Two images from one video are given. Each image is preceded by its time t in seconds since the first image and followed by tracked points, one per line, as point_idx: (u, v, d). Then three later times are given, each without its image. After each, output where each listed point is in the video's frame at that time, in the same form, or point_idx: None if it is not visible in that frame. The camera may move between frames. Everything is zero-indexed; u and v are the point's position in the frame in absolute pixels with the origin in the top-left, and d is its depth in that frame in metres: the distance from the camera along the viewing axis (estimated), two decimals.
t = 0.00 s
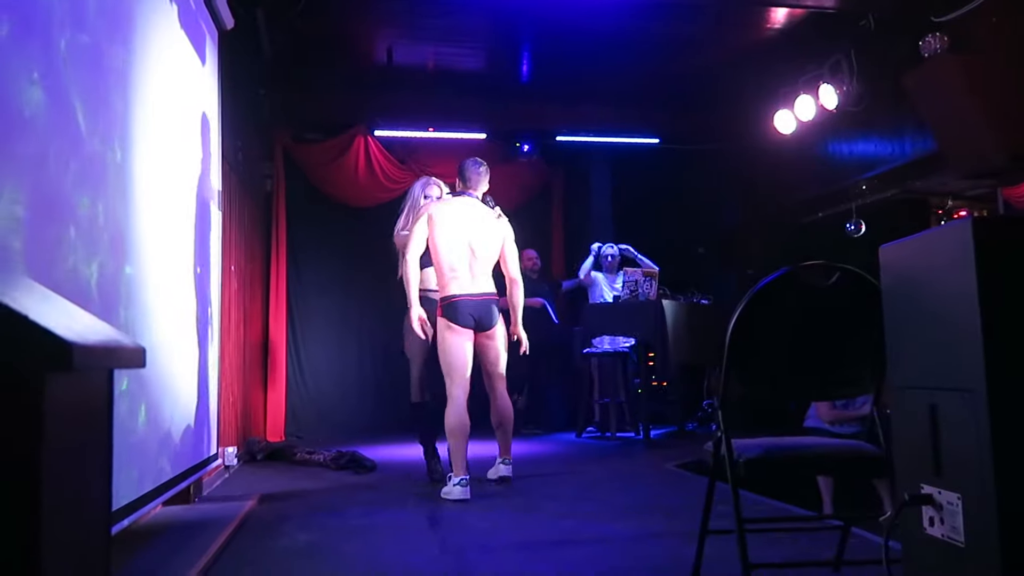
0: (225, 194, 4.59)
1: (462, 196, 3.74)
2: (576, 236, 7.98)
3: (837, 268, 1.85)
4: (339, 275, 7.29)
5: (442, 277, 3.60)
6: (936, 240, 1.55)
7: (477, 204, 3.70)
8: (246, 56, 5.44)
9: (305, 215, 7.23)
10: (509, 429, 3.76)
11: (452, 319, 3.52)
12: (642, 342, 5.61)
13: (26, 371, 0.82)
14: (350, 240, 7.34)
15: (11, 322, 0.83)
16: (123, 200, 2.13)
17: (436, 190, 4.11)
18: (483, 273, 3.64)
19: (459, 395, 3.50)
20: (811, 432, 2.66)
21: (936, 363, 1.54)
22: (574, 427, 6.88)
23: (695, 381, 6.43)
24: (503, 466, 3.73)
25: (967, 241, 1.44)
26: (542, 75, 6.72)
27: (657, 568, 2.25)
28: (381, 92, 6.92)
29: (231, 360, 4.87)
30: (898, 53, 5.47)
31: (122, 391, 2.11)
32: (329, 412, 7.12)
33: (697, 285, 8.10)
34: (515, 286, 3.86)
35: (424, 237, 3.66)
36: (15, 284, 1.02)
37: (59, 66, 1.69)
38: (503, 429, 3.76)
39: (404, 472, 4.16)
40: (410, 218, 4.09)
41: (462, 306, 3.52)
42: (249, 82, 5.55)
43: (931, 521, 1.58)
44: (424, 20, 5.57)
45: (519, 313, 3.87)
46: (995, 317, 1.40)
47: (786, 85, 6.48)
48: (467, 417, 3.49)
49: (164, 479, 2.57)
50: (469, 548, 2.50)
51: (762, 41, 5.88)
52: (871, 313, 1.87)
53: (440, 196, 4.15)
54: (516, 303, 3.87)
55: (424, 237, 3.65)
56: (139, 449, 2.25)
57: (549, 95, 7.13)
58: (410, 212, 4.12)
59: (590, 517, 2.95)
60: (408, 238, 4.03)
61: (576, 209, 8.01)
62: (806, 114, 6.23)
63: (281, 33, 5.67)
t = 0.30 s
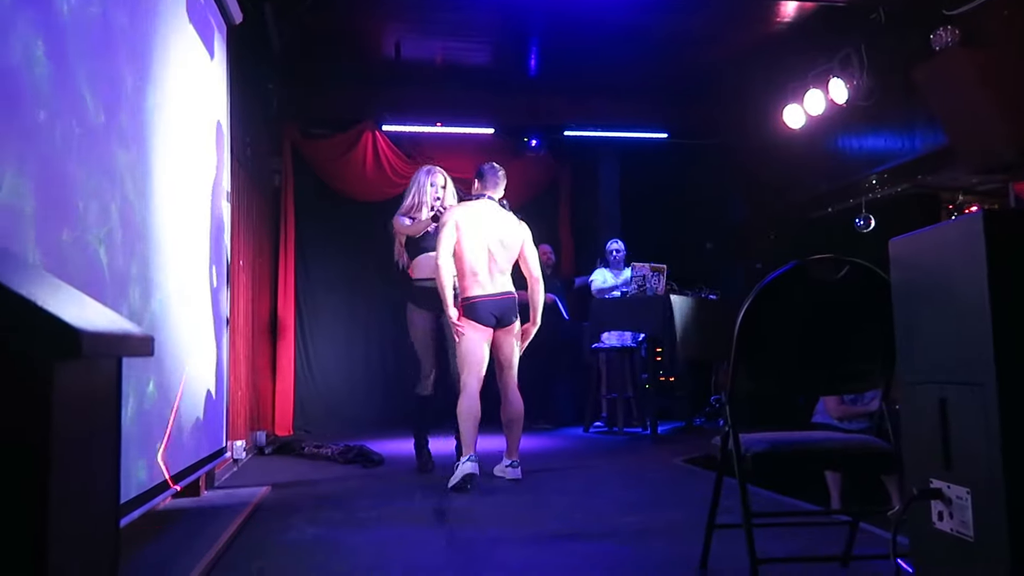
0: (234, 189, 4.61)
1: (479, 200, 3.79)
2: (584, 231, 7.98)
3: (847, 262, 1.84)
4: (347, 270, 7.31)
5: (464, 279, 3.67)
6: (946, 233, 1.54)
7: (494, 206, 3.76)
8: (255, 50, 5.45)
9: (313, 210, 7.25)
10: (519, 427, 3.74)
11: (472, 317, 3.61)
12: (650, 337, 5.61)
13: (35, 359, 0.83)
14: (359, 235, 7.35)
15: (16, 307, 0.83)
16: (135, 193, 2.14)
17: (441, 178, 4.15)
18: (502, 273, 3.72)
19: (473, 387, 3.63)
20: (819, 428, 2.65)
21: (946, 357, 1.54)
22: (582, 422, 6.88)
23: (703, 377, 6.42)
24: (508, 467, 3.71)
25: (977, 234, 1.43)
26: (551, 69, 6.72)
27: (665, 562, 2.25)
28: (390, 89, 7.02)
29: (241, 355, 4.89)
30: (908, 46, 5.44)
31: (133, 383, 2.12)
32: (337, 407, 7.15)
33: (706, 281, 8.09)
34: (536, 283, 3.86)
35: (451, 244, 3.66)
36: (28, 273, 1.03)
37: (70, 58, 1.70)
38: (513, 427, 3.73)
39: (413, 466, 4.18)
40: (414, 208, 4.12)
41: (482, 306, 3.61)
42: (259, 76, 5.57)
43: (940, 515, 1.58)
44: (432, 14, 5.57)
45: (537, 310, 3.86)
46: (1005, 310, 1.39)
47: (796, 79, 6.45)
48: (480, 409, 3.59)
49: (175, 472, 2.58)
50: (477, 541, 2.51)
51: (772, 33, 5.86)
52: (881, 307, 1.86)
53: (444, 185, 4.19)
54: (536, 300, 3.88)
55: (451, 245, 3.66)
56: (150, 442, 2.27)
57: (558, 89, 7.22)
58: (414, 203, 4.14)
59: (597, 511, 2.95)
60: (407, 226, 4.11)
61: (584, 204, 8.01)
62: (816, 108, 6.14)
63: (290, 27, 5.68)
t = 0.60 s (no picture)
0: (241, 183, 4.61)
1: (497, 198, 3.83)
2: (590, 226, 7.97)
3: (856, 256, 1.82)
4: (354, 266, 7.31)
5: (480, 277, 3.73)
6: (957, 227, 1.53)
7: (515, 207, 3.79)
8: (261, 45, 5.46)
9: (320, 206, 7.26)
10: (522, 424, 3.73)
11: (479, 316, 3.68)
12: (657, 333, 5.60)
13: (46, 346, 0.83)
14: (366, 230, 7.35)
15: (22, 291, 0.82)
16: (143, 188, 2.15)
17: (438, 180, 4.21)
18: (519, 274, 3.78)
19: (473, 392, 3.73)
20: (826, 424, 2.64)
21: (956, 352, 1.53)
22: (588, 417, 6.87)
23: (710, 373, 6.40)
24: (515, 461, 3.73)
25: (988, 227, 1.42)
26: (558, 64, 6.70)
27: (672, 557, 2.24)
28: (396, 83, 7.01)
29: (248, 349, 4.89)
30: (918, 41, 5.41)
31: (143, 377, 2.13)
32: (343, 401, 7.17)
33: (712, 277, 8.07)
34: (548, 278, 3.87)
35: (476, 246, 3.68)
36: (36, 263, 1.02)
37: (80, 53, 1.70)
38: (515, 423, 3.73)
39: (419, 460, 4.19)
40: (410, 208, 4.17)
41: (493, 304, 3.67)
42: (266, 71, 5.57)
43: (949, 510, 1.57)
44: (439, 9, 5.56)
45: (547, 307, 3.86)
46: (1016, 304, 1.38)
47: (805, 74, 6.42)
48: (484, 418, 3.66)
49: (183, 465, 2.59)
50: (484, 535, 2.51)
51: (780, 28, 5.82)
52: (890, 302, 1.84)
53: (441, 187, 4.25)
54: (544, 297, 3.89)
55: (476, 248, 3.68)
56: (159, 435, 2.27)
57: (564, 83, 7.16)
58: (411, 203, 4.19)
59: (604, 505, 2.95)
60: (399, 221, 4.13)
61: (591, 199, 8.00)
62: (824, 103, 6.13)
63: (296, 22, 5.68)
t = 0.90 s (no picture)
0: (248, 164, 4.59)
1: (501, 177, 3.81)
2: (598, 211, 7.94)
3: (868, 236, 1.80)
4: (361, 248, 7.32)
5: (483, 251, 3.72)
6: (972, 204, 1.51)
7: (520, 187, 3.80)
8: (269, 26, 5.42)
9: (327, 190, 7.24)
10: (529, 401, 3.75)
11: (484, 290, 3.66)
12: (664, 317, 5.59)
13: (58, 310, 0.82)
14: (373, 214, 7.35)
15: (24, 247, 0.81)
16: (153, 163, 2.14)
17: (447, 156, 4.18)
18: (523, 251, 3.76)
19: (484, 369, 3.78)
20: (834, 406, 2.64)
21: (971, 331, 1.52)
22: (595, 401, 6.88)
23: (717, 357, 6.40)
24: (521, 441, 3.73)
25: (1004, 204, 1.41)
26: (566, 46, 6.65)
27: (680, 537, 2.25)
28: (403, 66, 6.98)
29: (257, 331, 4.91)
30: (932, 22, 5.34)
31: (153, 350, 2.13)
32: (351, 385, 7.19)
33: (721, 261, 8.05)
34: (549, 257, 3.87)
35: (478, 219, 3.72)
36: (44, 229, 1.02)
37: (91, 23, 1.69)
38: (523, 402, 3.72)
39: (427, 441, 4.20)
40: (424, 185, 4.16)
41: (498, 278, 3.64)
42: (273, 53, 5.53)
43: (961, 490, 1.56)
44: None
45: (543, 284, 3.87)
46: None
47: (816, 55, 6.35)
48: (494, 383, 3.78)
49: (195, 444, 2.59)
50: (492, 516, 2.51)
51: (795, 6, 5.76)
52: (904, 283, 1.83)
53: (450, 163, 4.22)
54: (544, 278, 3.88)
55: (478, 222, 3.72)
56: (170, 409, 2.28)
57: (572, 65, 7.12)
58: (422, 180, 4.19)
59: (613, 487, 2.96)
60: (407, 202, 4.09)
61: (598, 183, 7.96)
62: (835, 86, 6.07)
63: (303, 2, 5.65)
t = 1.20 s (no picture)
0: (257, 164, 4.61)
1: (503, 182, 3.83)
2: (606, 210, 7.92)
3: (877, 238, 1.80)
4: (368, 245, 7.32)
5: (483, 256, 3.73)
6: (982, 207, 1.51)
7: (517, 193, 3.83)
8: (277, 26, 5.42)
9: (335, 189, 7.26)
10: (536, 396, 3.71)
11: (488, 295, 3.67)
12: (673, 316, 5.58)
13: (73, 319, 0.82)
14: (381, 213, 7.36)
15: (23, 252, 0.82)
16: (163, 164, 2.15)
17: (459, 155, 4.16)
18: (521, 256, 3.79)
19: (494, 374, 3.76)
20: (843, 408, 2.63)
21: (982, 333, 1.51)
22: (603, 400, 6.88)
23: (726, 356, 6.38)
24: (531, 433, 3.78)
25: (1013, 207, 1.40)
26: (574, 44, 6.65)
27: (689, 539, 2.25)
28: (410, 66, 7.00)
29: (266, 331, 4.93)
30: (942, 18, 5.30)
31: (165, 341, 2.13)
32: (359, 385, 7.20)
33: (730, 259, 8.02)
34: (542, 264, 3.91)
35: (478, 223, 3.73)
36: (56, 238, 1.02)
37: (102, 24, 1.70)
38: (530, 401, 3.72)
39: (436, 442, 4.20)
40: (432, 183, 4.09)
41: (502, 283, 3.67)
42: (281, 53, 5.54)
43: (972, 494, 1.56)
44: None
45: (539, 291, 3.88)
46: None
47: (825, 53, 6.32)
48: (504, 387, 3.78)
49: (206, 445, 2.60)
50: (501, 517, 2.52)
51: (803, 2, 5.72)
52: (914, 285, 1.83)
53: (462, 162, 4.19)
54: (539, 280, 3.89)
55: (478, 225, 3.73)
56: (181, 402, 2.29)
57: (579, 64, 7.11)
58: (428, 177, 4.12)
59: (621, 488, 2.96)
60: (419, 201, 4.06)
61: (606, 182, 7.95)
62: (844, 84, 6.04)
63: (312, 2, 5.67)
